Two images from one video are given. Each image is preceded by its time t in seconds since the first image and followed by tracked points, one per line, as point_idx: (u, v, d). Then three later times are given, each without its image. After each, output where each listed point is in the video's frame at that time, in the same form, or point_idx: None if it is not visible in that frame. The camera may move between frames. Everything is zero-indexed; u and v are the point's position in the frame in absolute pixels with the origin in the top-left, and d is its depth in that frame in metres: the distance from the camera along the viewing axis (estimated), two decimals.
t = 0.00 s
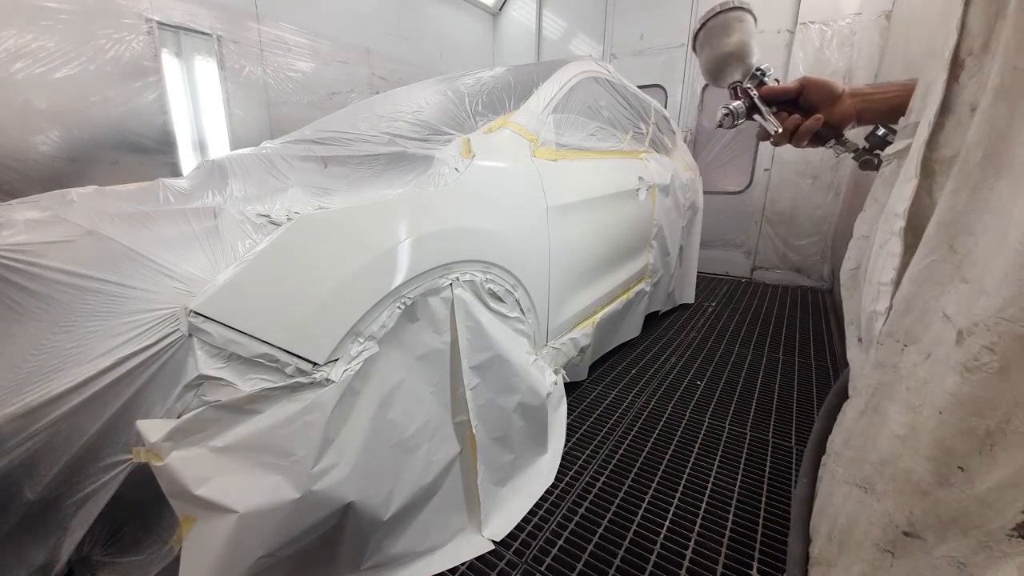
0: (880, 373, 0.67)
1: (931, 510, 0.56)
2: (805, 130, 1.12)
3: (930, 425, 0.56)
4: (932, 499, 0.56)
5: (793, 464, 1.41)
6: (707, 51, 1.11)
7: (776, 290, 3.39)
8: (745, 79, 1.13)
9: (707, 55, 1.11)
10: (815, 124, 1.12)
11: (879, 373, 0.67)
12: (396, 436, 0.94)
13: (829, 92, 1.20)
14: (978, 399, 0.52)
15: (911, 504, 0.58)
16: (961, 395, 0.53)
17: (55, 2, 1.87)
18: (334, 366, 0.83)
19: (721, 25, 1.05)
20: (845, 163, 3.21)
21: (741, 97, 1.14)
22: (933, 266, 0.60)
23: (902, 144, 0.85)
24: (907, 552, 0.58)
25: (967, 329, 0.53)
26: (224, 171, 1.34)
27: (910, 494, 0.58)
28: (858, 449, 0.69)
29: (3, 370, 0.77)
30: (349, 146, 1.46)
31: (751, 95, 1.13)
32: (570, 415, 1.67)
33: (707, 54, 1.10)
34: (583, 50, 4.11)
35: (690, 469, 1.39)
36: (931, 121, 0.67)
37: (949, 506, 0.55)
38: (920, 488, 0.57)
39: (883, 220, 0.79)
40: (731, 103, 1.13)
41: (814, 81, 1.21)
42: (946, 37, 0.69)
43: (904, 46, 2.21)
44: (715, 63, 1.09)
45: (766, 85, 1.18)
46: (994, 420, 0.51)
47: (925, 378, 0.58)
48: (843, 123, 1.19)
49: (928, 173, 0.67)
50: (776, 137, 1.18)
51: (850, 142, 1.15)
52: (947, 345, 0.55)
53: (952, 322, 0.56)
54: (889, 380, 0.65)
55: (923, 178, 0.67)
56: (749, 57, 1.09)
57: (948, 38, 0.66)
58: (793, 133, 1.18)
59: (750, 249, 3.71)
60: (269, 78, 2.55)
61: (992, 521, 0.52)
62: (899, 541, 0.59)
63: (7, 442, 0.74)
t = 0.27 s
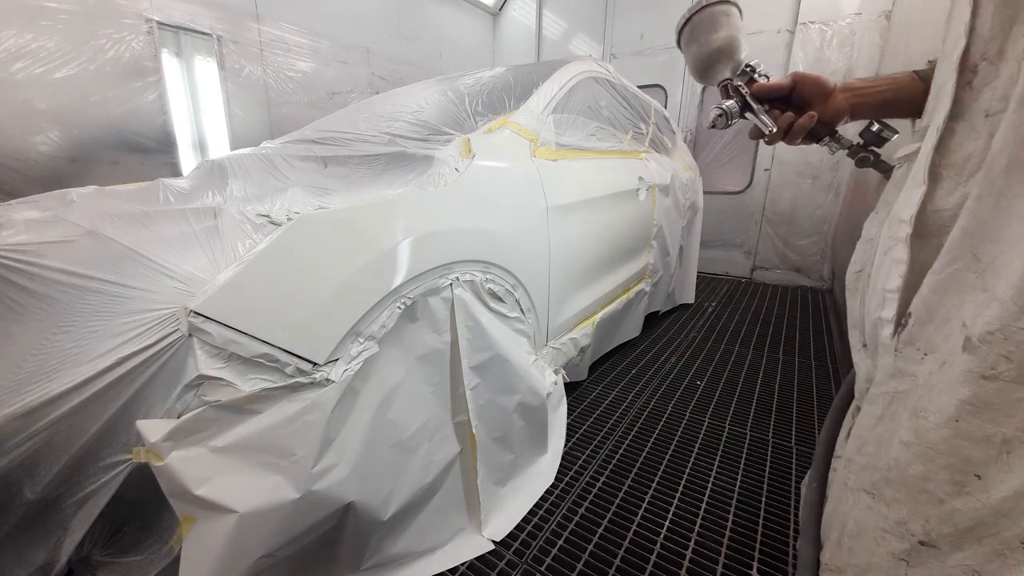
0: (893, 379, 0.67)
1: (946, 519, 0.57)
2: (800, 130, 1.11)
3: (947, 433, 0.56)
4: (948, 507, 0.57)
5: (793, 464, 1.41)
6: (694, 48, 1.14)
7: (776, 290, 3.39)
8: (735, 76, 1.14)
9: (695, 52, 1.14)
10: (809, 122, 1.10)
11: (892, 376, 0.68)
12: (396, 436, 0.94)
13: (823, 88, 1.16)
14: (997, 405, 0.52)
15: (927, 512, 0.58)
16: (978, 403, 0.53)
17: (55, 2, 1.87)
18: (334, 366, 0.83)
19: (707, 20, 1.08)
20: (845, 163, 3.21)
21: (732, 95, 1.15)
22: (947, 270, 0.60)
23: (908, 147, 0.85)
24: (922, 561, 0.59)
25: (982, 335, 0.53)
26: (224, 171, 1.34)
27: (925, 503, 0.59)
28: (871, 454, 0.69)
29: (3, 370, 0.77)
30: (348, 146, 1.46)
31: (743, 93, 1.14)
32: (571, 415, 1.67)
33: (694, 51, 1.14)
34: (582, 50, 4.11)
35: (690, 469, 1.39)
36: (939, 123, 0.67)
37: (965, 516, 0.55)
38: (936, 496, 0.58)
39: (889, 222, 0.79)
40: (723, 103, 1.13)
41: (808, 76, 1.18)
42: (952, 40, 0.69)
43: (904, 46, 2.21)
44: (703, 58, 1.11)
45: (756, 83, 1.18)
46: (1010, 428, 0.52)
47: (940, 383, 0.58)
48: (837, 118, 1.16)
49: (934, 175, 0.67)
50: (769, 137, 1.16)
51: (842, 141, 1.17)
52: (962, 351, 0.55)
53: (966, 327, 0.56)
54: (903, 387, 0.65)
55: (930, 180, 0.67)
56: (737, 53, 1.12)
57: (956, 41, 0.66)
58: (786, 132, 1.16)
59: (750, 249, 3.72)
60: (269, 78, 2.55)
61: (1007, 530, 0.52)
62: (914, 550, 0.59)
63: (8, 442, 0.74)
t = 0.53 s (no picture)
0: (896, 381, 0.67)
1: (956, 524, 0.55)
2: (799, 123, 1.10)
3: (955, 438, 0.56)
4: (959, 513, 0.55)
5: (793, 464, 1.41)
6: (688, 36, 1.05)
7: (776, 290, 3.39)
8: (730, 65, 1.09)
9: (689, 40, 1.04)
10: (809, 115, 1.10)
11: (895, 380, 0.68)
12: (396, 436, 0.94)
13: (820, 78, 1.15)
14: (1004, 411, 0.52)
15: (938, 518, 0.57)
16: (987, 410, 0.53)
17: (55, 2, 1.87)
18: (334, 366, 0.83)
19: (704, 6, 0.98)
20: (845, 163, 3.21)
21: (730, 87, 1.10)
22: (951, 272, 0.60)
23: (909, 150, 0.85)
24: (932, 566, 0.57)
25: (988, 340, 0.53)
26: (224, 171, 1.34)
27: (938, 509, 0.58)
28: (875, 458, 0.68)
29: (3, 370, 0.77)
30: (348, 146, 1.46)
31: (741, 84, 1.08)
32: (571, 415, 1.67)
33: (689, 38, 1.05)
34: (582, 50, 4.11)
35: (690, 469, 1.39)
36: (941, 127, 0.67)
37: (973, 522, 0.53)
38: (950, 502, 0.57)
39: (890, 224, 0.79)
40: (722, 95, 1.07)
41: (806, 66, 1.16)
42: (954, 43, 0.69)
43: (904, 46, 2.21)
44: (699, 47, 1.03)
45: (753, 73, 1.15)
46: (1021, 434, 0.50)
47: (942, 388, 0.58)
48: (835, 109, 1.14)
49: (936, 177, 0.67)
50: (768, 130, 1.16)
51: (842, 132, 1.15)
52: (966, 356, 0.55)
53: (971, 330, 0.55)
54: (911, 392, 0.64)
55: (931, 184, 0.67)
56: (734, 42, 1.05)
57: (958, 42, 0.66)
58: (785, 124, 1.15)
59: (750, 249, 3.72)
60: (269, 78, 2.55)
61: (1015, 536, 0.50)
62: (925, 555, 0.58)
63: (7, 442, 0.74)
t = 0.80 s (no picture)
0: (894, 382, 0.67)
1: (955, 530, 0.55)
2: (790, 106, 1.10)
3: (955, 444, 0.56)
4: (958, 518, 0.55)
5: (793, 464, 1.41)
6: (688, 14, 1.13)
7: (776, 290, 3.39)
8: (728, 45, 1.15)
9: (688, 18, 1.12)
10: (800, 100, 1.09)
11: (889, 382, 0.67)
12: (396, 436, 0.94)
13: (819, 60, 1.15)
14: (1002, 416, 0.51)
15: (938, 522, 0.57)
16: (986, 415, 0.53)
17: (55, 2, 1.87)
18: (334, 366, 0.83)
19: None
20: (845, 163, 3.21)
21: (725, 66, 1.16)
22: (948, 274, 0.60)
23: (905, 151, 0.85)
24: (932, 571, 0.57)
25: (988, 344, 0.53)
26: (224, 171, 1.34)
27: (938, 513, 0.57)
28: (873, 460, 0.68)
29: (3, 370, 0.77)
30: (349, 146, 1.46)
31: (736, 64, 1.13)
32: (571, 415, 1.67)
33: (687, 16, 1.13)
34: (582, 50, 4.11)
35: (690, 469, 1.39)
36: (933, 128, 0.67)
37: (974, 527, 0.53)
38: (949, 506, 0.56)
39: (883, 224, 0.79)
40: (716, 74, 1.13)
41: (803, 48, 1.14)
42: (952, 44, 0.69)
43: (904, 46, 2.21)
44: (696, 24, 1.11)
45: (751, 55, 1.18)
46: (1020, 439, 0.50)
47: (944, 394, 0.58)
48: (829, 93, 1.12)
49: (934, 177, 0.67)
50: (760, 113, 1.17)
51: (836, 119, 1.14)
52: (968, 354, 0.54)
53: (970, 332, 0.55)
54: (909, 396, 0.63)
55: (925, 185, 0.67)
56: (732, 22, 1.11)
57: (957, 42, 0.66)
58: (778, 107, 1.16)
59: (750, 249, 3.72)
60: (269, 78, 2.54)
61: (1014, 542, 0.50)
62: (924, 560, 0.58)
63: (7, 442, 0.74)
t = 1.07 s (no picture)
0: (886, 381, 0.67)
1: (938, 524, 0.55)
2: (799, 112, 1.10)
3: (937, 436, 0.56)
4: (940, 512, 0.55)
5: (793, 464, 1.41)
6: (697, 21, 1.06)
7: (776, 290, 3.39)
8: (736, 53, 1.11)
9: (698, 26, 1.05)
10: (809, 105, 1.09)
11: (875, 378, 0.67)
12: (396, 436, 0.94)
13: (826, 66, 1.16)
14: (990, 413, 0.51)
15: (920, 516, 0.57)
16: (968, 409, 0.53)
17: (55, 2, 1.87)
18: (334, 366, 0.83)
19: None
20: (845, 163, 3.21)
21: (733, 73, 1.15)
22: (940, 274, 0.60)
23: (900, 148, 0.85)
24: (913, 565, 0.57)
25: (971, 340, 0.53)
26: (224, 171, 1.34)
27: (919, 508, 0.57)
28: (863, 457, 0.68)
29: (3, 370, 0.77)
30: (349, 146, 1.46)
31: (744, 71, 1.12)
32: (571, 415, 1.67)
33: (697, 24, 1.06)
34: (582, 50, 4.11)
35: (690, 469, 1.39)
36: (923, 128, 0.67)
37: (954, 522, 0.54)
38: (930, 500, 0.57)
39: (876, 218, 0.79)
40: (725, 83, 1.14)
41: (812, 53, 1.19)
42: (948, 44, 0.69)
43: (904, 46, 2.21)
44: (704, 32, 1.04)
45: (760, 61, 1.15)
46: (1004, 433, 0.51)
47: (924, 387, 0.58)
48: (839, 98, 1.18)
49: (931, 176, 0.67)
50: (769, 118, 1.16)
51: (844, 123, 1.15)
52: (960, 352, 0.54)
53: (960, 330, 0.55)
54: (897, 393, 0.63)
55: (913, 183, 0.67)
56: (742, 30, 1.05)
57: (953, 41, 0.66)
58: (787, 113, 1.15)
59: (750, 249, 3.72)
60: (269, 78, 2.54)
61: (997, 537, 0.51)
62: (905, 554, 0.58)
63: (7, 442, 0.74)
